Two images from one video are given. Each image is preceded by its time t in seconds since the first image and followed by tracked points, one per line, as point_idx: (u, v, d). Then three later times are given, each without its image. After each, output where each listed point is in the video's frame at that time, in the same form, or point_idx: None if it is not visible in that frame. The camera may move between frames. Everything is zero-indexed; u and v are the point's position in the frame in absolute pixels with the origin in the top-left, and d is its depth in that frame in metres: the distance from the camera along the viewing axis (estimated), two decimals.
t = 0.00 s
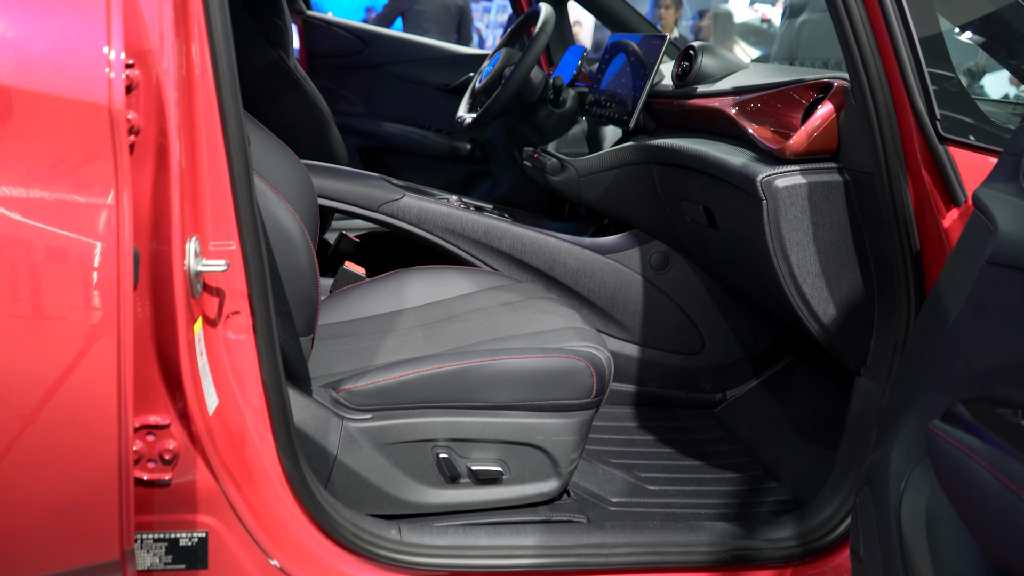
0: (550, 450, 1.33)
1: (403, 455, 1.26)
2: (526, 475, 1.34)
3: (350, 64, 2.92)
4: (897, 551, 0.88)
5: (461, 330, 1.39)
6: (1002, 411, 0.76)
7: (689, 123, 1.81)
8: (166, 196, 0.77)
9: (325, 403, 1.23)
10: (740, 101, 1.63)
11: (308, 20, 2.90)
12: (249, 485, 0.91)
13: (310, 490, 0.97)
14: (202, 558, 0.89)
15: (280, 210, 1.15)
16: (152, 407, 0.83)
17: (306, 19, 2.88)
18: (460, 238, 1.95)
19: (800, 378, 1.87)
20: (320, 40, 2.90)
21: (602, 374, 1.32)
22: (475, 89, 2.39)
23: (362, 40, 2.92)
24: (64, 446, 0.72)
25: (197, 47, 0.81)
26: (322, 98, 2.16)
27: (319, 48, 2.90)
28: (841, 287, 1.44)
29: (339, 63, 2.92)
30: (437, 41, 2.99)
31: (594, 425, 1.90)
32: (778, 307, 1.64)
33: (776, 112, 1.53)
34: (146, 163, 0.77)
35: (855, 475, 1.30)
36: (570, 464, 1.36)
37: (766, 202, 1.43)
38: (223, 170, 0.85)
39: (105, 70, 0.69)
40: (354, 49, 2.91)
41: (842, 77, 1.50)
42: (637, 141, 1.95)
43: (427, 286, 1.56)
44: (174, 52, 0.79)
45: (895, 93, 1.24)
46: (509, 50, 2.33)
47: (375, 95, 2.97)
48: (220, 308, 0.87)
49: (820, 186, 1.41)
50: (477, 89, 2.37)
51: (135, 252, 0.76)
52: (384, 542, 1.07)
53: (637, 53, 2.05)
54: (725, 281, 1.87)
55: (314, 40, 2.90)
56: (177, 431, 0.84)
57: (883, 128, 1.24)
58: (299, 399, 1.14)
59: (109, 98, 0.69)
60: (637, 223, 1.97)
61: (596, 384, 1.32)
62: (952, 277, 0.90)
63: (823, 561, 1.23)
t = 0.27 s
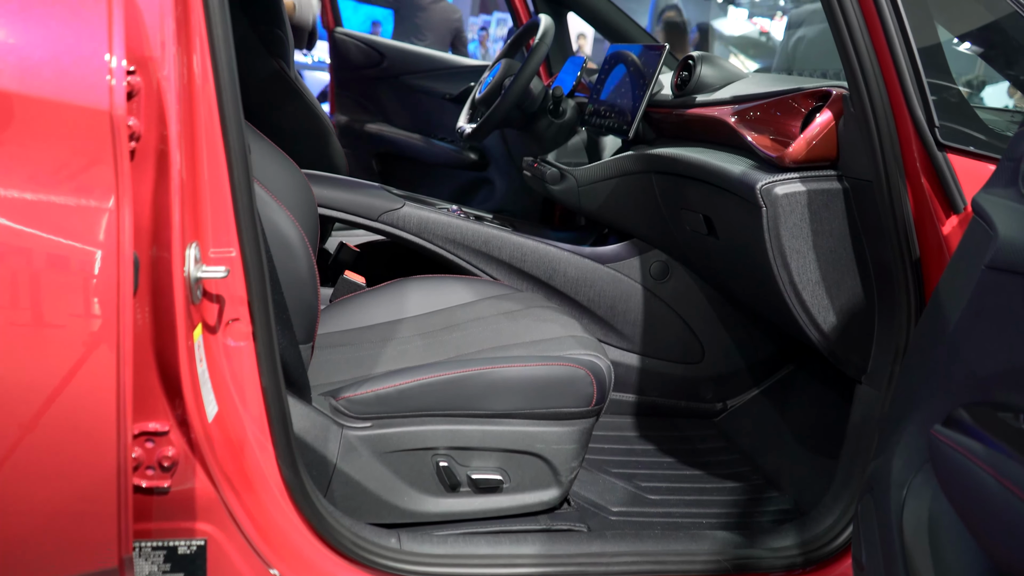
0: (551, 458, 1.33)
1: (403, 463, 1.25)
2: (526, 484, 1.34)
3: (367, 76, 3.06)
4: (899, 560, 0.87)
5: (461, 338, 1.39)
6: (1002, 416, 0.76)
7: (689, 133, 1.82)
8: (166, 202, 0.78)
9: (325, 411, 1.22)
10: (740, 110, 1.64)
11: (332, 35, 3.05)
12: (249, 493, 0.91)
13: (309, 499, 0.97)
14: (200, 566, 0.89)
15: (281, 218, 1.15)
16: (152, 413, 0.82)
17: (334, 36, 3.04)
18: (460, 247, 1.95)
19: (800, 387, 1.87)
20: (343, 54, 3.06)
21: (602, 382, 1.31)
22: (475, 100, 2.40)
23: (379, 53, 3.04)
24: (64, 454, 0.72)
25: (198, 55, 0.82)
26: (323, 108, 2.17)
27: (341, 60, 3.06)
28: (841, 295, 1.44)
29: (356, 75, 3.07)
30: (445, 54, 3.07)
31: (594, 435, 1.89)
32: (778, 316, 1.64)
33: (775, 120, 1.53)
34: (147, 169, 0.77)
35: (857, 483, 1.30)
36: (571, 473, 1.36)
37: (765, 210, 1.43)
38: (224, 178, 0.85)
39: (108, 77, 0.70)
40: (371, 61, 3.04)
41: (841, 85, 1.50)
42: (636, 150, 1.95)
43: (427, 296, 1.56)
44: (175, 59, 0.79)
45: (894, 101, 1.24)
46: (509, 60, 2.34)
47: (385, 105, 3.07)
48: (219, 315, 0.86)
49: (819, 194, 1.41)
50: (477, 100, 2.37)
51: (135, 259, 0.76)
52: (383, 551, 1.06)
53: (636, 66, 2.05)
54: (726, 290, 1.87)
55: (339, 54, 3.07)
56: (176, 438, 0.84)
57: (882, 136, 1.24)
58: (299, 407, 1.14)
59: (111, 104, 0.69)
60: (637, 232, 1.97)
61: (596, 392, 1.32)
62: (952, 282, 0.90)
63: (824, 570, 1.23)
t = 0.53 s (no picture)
0: (551, 467, 1.32)
1: (403, 472, 1.25)
2: (526, 493, 1.33)
3: (383, 87, 3.13)
4: (901, 568, 0.87)
5: (461, 347, 1.39)
6: (1004, 421, 0.76)
7: (688, 142, 1.82)
8: (167, 209, 0.78)
9: (325, 419, 1.22)
10: (738, 119, 1.64)
11: (361, 51, 3.13)
12: (247, 501, 0.90)
13: (309, 507, 0.96)
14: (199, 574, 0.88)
15: (281, 226, 1.15)
16: (151, 420, 0.82)
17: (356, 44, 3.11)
18: (460, 257, 1.95)
19: (800, 397, 1.87)
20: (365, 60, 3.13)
21: (602, 391, 1.31)
22: (475, 110, 2.40)
23: (398, 66, 3.10)
24: (63, 461, 0.71)
25: (200, 63, 0.82)
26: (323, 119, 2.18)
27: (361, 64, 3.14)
28: (841, 303, 1.44)
29: (376, 87, 3.16)
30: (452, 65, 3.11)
31: (595, 444, 1.89)
32: (779, 325, 1.64)
33: (774, 129, 1.54)
34: (148, 176, 0.77)
35: (858, 492, 1.29)
36: (571, 482, 1.35)
37: (765, 218, 1.43)
38: (224, 185, 0.85)
39: (108, 85, 0.70)
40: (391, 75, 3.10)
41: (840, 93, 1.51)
42: (636, 159, 1.95)
43: (428, 305, 1.56)
44: (177, 67, 0.79)
45: (892, 111, 1.25)
46: (509, 71, 2.35)
47: (395, 114, 3.12)
48: (219, 322, 0.86)
49: (818, 201, 1.41)
50: (477, 110, 2.38)
51: (135, 266, 0.76)
52: (383, 560, 1.06)
53: (633, 74, 2.07)
54: (726, 299, 1.87)
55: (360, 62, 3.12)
56: (175, 445, 0.83)
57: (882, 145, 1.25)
58: (299, 416, 1.13)
59: (111, 110, 0.69)
60: (637, 241, 1.97)
61: (597, 400, 1.32)
62: (952, 289, 0.90)
63: None
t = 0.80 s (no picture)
0: (552, 476, 1.32)
1: (402, 480, 1.24)
2: (526, 502, 1.33)
3: (390, 99, 3.15)
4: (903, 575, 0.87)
5: (461, 356, 1.38)
6: (1008, 426, 0.76)
7: (688, 151, 1.82)
8: (167, 214, 0.78)
9: (324, 427, 1.21)
10: (738, 127, 1.65)
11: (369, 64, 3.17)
12: (246, 508, 0.89)
13: (309, 515, 0.96)
14: None
15: (281, 233, 1.15)
16: (149, 427, 0.82)
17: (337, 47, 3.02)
18: (460, 266, 1.95)
19: (801, 408, 1.87)
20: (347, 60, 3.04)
21: (602, 399, 1.31)
22: (475, 120, 2.41)
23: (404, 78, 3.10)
24: (62, 468, 0.71)
25: (201, 73, 0.82)
26: (323, 128, 2.18)
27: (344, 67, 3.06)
28: (841, 310, 1.44)
29: (383, 99, 3.18)
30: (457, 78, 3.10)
31: (595, 454, 1.88)
32: (780, 334, 1.64)
33: (773, 137, 1.54)
34: (148, 182, 0.77)
35: (860, 500, 1.29)
36: (572, 490, 1.35)
37: (764, 225, 1.43)
38: (223, 192, 0.85)
39: (109, 92, 0.70)
40: (397, 87, 3.12)
41: (839, 101, 1.51)
42: (636, 168, 1.96)
43: (427, 314, 1.56)
44: (177, 74, 0.80)
45: (892, 121, 1.25)
46: (509, 81, 2.36)
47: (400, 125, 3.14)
48: (218, 329, 0.86)
49: (818, 209, 1.41)
50: (477, 120, 2.38)
51: (135, 272, 0.76)
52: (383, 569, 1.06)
53: (632, 84, 2.08)
54: (727, 308, 1.86)
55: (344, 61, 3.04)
56: (174, 452, 0.83)
57: (882, 155, 1.25)
58: (298, 423, 1.13)
59: (112, 115, 0.69)
60: (637, 251, 1.97)
61: (597, 408, 1.31)
62: (952, 294, 0.90)
63: None
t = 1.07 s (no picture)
0: (552, 484, 1.31)
1: (402, 488, 1.24)
2: (527, 510, 1.32)
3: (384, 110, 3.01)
4: None
5: (461, 364, 1.38)
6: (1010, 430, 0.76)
7: (688, 160, 1.82)
8: (167, 220, 0.78)
9: (324, 435, 1.21)
10: (737, 136, 1.65)
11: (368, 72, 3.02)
12: (245, 517, 0.88)
13: (309, 522, 0.95)
14: None
15: (282, 240, 1.15)
16: (148, 433, 0.81)
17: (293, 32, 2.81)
18: (460, 275, 1.95)
19: (802, 416, 1.86)
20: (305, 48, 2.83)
21: (602, 407, 1.31)
22: (475, 130, 2.41)
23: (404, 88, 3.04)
24: (61, 473, 0.71)
25: (202, 82, 0.82)
26: (323, 137, 2.19)
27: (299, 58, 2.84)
28: (842, 318, 1.44)
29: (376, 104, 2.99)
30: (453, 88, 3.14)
31: (596, 463, 1.87)
32: (780, 342, 1.64)
33: (773, 145, 1.54)
34: (148, 188, 0.77)
35: (862, 509, 1.28)
36: (572, 498, 1.34)
37: (764, 232, 1.43)
38: (223, 199, 0.85)
39: (110, 98, 0.70)
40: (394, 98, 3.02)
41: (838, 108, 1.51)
42: (635, 177, 1.96)
43: (428, 322, 1.56)
44: (178, 81, 0.80)
45: (892, 130, 1.25)
46: (509, 91, 2.37)
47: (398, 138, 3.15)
48: (218, 335, 0.86)
49: (818, 216, 1.42)
50: (477, 130, 2.39)
51: (135, 278, 0.76)
52: None
53: (632, 94, 2.09)
54: (727, 317, 1.87)
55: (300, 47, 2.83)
56: (173, 458, 0.83)
57: (882, 163, 1.25)
58: (298, 431, 1.12)
59: (112, 121, 0.70)
60: (637, 259, 1.97)
61: (598, 416, 1.31)
62: (952, 300, 0.90)
63: None
